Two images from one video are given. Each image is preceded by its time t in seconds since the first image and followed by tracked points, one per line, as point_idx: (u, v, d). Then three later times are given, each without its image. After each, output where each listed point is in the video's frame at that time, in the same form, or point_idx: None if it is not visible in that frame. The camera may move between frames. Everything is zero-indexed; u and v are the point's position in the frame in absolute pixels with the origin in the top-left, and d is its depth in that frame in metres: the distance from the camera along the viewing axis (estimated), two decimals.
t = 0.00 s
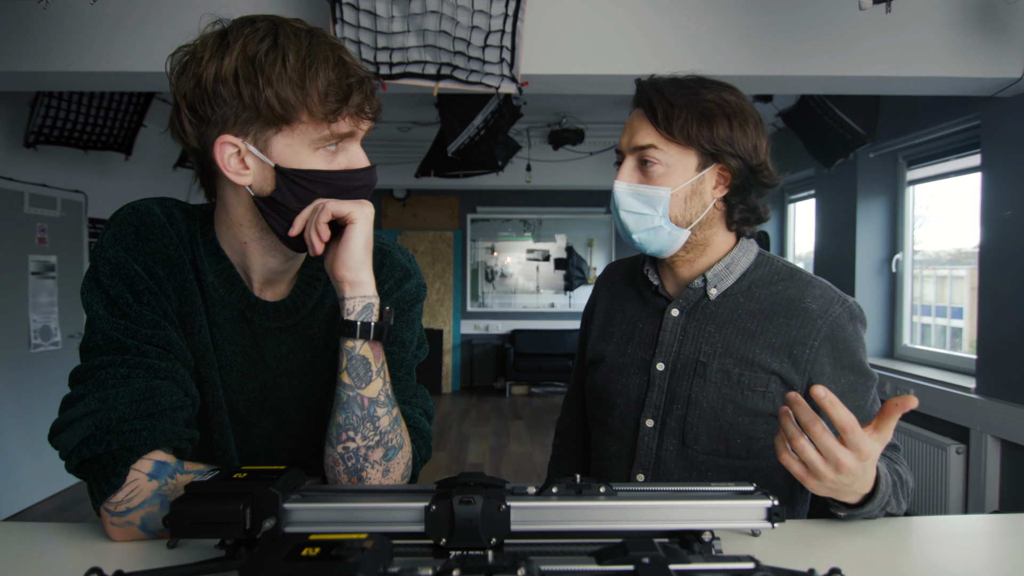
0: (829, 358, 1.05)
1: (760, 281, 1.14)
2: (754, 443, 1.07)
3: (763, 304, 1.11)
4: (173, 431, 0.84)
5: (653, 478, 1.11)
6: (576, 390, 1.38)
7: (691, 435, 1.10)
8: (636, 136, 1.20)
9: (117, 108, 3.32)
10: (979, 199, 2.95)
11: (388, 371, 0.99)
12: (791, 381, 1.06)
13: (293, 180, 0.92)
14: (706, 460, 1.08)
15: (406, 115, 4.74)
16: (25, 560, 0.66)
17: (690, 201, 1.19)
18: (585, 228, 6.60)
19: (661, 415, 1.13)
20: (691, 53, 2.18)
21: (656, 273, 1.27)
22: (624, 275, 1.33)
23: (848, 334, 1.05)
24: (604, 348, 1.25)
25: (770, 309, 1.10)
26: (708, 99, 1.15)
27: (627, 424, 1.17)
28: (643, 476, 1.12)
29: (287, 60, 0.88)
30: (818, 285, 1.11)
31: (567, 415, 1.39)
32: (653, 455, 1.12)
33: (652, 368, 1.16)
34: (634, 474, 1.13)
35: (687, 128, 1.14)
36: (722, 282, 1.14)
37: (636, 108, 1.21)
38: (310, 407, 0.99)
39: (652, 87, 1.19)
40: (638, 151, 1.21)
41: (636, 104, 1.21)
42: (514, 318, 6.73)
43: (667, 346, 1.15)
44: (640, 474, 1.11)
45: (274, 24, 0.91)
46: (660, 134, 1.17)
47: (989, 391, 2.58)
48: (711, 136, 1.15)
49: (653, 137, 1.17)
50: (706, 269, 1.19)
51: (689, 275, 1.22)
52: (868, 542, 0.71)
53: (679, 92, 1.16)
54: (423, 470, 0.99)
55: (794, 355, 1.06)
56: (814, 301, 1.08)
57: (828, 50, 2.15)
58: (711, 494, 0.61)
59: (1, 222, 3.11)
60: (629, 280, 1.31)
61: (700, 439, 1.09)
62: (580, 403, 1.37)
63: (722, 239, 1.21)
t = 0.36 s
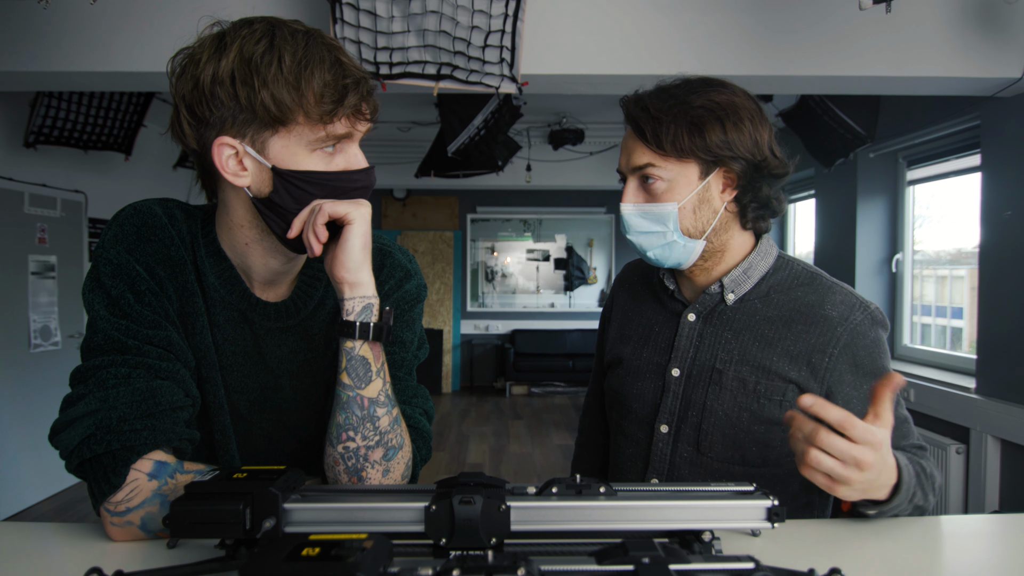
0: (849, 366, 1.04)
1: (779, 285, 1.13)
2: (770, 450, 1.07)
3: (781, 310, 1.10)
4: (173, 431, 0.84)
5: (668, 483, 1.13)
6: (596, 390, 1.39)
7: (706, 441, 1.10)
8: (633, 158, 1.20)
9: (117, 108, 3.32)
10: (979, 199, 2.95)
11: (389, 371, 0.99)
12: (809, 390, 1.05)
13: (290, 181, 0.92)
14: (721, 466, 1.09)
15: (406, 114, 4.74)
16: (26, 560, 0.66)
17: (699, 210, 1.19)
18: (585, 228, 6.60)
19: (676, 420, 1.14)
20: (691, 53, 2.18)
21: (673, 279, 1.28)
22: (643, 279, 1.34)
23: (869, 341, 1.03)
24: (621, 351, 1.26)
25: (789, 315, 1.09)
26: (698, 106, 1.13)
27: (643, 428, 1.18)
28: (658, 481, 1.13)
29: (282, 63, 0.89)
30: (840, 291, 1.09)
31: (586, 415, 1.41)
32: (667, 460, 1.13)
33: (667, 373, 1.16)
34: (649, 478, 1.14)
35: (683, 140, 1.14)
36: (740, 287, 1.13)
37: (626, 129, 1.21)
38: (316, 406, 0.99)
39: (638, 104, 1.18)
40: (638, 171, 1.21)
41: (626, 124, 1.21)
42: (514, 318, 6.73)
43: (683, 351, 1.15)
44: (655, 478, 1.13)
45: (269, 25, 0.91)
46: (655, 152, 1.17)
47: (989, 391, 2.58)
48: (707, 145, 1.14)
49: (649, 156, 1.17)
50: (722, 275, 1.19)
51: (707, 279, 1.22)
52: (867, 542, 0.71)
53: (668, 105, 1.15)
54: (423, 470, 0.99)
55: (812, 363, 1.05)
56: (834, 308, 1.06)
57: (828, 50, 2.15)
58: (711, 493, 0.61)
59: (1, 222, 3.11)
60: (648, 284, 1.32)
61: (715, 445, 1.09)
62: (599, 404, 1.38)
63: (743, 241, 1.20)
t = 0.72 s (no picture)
0: (852, 364, 1.03)
1: (781, 285, 1.12)
2: (772, 450, 1.07)
3: (783, 309, 1.10)
4: (173, 431, 0.84)
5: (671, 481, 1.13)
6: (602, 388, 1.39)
7: (708, 440, 1.10)
8: (642, 155, 1.19)
9: (117, 108, 3.33)
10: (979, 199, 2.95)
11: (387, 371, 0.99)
12: (811, 389, 1.05)
13: (286, 182, 0.92)
14: (723, 465, 1.09)
15: (406, 115, 4.74)
16: (26, 560, 0.66)
17: (705, 211, 1.18)
18: (585, 228, 6.60)
19: (678, 420, 1.14)
20: (691, 53, 2.18)
21: (675, 278, 1.28)
22: (647, 278, 1.35)
23: (871, 339, 1.02)
24: (625, 351, 1.26)
25: (790, 314, 1.08)
26: (707, 108, 1.13)
27: (646, 428, 1.18)
28: (661, 479, 1.13)
29: (280, 63, 0.88)
30: (842, 288, 1.08)
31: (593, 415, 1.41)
32: (670, 459, 1.13)
33: (670, 373, 1.17)
34: (652, 477, 1.15)
35: (692, 140, 1.13)
36: (742, 287, 1.13)
37: (637, 127, 1.20)
38: (316, 404, 1.00)
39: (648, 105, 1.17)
40: (645, 169, 1.20)
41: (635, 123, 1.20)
42: (514, 318, 6.73)
43: (686, 351, 1.15)
44: (658, 477, 1.13)
45: (266, 25, 0.91)
46: (664, 151, 1.16)
47: (989, 391, 2.58)
48: (715, 146, 1.13)
49: (658, 156, 1.17)
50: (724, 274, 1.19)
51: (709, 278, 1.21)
52: (868, 541, 0.71)
53: (677, 105, 1.14)
54: (423, 470, 0.99)
55: (813, 362, 1.05)
56: (836, 306, 1.05)
57: (829, 50, 2.15)
58: (711, 493, 0.61)
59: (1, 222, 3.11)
60: (652, 284, 1.32)
61: (717, 444, 1.10)
62: (605, 404, 1.38)
63: (745, 242, 1.20)
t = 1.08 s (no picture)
0: (857, 359, 1.03)
1: (786, 282, 1.13)
2: (777, 445, 1.06)
3: (788, 305, 1.10)
4: (173, 431, 0.84)
5: (676, 477, 1.12)
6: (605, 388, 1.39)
7: (713, 435, 1.10)
8: (660, 154, 1.15)
9: (117, 108, 3.33)
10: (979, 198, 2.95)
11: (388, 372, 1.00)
12: (817, 383, 1.05)
13: (289, 181, 0.92)
14: (729, 460, 1.08)
15: (406, 115, 4.74)
16: (26, 559, 0.66)
17: (721, 212, 1.18)
18: (585, 228, 6.60)
19: (684, 414, 1.13)
20: (691, 53, 2.18)
21: (681, 276, 1.28)
22: (651, 276, 1.35)
23: (876, 335, 1.03)
24: (631, 348, 1.26)
25: (796, 310, 1.09)
26: (727, 110, 1.13)
27: (651, 423, 1.17)
28: (666, 475, 1.12)
29: (287, 62, 0.89)
30: (846, 286, 1.09)
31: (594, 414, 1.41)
32: (675, 454, 1.12)
33: (676, 368, 1.16)
34: (656, 473, 1.13)
35: (714, 142, 1.12)
36: (748, 284, 1.14)
37: (653, 125, 1.16)
38: (317, 400, 0.99)
39: (665, 103, 1.15)
40: (662, 169, 1.17)
41: (650, 121, 1.17)
42: (514, 318, 6.73)
43: (692, 346, 1.15)
44: (662, 473, 1.12)
45: (269, 25, 0.91)
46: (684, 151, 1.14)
47: (989, 391, 2.58)
48: (735, 148, 1.13)
49: (678, 155, 1.14)
50: (732, 270, 1.19)
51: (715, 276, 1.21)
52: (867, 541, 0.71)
53: (697, 106, 1.13)
54: (423, 470, 0.99)
55: (818, 356, 1.05)
56: (841, 301, 1.06)
57: (828, 50, 2.15)
58: (711, 493, 0.61)
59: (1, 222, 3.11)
60: (656, 283, 1.32)
61: (723, 439, 1.09)
62: (608, 403, 1.38)
63: (750, 241, 1.21)
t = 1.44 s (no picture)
0: (854, 340, 1.03)
1: (780, 271, 1.14)
2: (785, 432, 1.06)
3: (785, 292, 1.11)
4: (173, 432, 0.84)
5: (685, 474, 1.11)
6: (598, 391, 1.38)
7: (722, 427, 1.09)
8: (709, 133, 1.13)
9: (117, 108, 3.33)
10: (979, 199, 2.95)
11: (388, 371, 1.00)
12: (817, 365, 1.05)
13: (287, 180, 0.92)
14: (739, 452, 1.07)
15: (406, 114, 4.74)
16: (26, 559, 0.66)
17: (749, 202, 1.20)
18: (585, 228, 6.60)
19: (690, 410, 1.12)
20: (691, 53, 2.18)
21: (678, 272, 1.26)
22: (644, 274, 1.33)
23: (870, 315, 1.04)
24: (629, 349, 1.24)
25: (792, 296, 1.10)
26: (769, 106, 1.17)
27: (656, 422, 1.16)
28: (675, 473, 1.11)
29: (287, 60, 0.89)
30: (838, 269, 1.11)
31: (588, 419, 1.36)
32: (684, 450, 1.11)
33: (679, 364, 1.16)
34: (665, 471, 1.12)
35: (759, 131, 1.15)
36: (745, 276, 1.15)
37: (701, 103, 1.14)
38: (317, 396, 0.99)
39: (717, 84, 1.14)
40: (707, 148, 1.15)
41: (698, 98, 1.15)
42: (514, 318, 6.73)
43: (694, 342, 1.15)
44: (672, 470, 1.11)
45: (268, 24, 0.91)
46: (734, 134, 1.14)
47: (989, 391, 2.58)
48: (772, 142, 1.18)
49: (727, 137, 1.14)
50: (729, 263, 1.19)
51: (715, 267, 1.21)
52: (868, 541, 0.71)
53: (746, 95, 1.15)
54: (423, 470, 0.99)
55: (818, 340, 1.06)
56: (833, 282, 1.08)
57: (829, 50, 2.15)
58: (711, 493, 0.61)
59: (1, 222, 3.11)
60: (651, 281, 1.30)
61: (732, 430, 1.08)
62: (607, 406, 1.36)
63: (752, 234, 1.24)
